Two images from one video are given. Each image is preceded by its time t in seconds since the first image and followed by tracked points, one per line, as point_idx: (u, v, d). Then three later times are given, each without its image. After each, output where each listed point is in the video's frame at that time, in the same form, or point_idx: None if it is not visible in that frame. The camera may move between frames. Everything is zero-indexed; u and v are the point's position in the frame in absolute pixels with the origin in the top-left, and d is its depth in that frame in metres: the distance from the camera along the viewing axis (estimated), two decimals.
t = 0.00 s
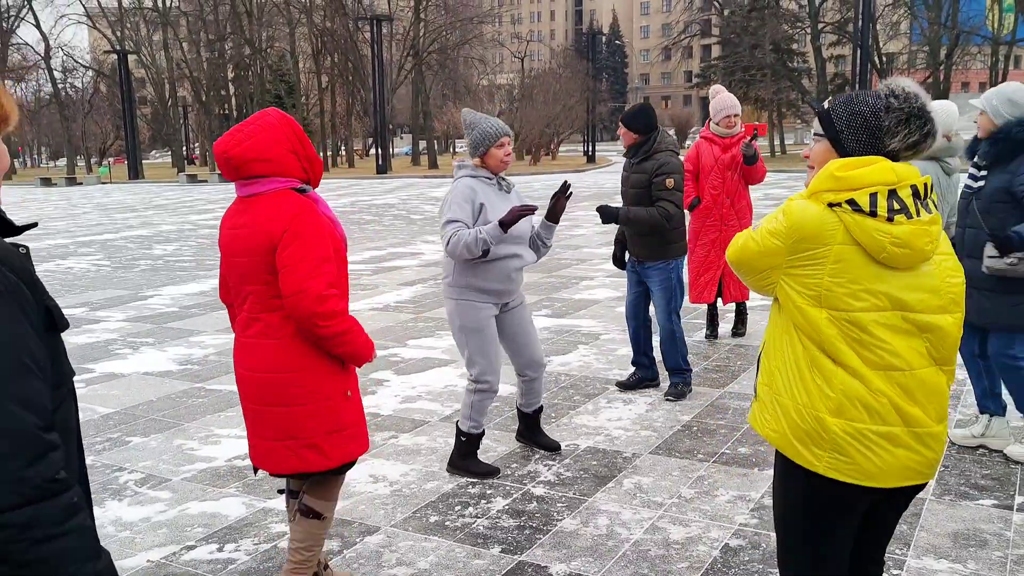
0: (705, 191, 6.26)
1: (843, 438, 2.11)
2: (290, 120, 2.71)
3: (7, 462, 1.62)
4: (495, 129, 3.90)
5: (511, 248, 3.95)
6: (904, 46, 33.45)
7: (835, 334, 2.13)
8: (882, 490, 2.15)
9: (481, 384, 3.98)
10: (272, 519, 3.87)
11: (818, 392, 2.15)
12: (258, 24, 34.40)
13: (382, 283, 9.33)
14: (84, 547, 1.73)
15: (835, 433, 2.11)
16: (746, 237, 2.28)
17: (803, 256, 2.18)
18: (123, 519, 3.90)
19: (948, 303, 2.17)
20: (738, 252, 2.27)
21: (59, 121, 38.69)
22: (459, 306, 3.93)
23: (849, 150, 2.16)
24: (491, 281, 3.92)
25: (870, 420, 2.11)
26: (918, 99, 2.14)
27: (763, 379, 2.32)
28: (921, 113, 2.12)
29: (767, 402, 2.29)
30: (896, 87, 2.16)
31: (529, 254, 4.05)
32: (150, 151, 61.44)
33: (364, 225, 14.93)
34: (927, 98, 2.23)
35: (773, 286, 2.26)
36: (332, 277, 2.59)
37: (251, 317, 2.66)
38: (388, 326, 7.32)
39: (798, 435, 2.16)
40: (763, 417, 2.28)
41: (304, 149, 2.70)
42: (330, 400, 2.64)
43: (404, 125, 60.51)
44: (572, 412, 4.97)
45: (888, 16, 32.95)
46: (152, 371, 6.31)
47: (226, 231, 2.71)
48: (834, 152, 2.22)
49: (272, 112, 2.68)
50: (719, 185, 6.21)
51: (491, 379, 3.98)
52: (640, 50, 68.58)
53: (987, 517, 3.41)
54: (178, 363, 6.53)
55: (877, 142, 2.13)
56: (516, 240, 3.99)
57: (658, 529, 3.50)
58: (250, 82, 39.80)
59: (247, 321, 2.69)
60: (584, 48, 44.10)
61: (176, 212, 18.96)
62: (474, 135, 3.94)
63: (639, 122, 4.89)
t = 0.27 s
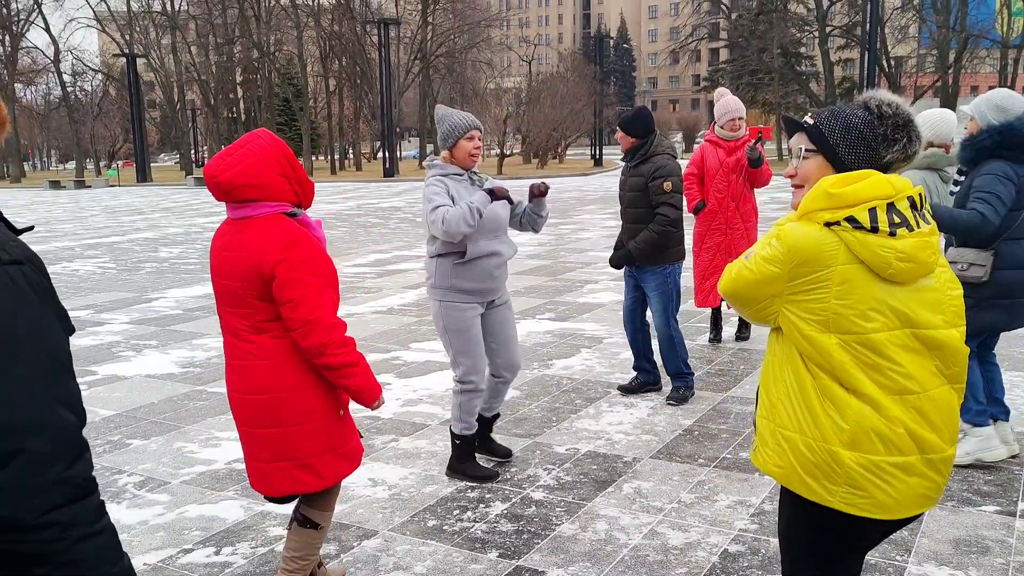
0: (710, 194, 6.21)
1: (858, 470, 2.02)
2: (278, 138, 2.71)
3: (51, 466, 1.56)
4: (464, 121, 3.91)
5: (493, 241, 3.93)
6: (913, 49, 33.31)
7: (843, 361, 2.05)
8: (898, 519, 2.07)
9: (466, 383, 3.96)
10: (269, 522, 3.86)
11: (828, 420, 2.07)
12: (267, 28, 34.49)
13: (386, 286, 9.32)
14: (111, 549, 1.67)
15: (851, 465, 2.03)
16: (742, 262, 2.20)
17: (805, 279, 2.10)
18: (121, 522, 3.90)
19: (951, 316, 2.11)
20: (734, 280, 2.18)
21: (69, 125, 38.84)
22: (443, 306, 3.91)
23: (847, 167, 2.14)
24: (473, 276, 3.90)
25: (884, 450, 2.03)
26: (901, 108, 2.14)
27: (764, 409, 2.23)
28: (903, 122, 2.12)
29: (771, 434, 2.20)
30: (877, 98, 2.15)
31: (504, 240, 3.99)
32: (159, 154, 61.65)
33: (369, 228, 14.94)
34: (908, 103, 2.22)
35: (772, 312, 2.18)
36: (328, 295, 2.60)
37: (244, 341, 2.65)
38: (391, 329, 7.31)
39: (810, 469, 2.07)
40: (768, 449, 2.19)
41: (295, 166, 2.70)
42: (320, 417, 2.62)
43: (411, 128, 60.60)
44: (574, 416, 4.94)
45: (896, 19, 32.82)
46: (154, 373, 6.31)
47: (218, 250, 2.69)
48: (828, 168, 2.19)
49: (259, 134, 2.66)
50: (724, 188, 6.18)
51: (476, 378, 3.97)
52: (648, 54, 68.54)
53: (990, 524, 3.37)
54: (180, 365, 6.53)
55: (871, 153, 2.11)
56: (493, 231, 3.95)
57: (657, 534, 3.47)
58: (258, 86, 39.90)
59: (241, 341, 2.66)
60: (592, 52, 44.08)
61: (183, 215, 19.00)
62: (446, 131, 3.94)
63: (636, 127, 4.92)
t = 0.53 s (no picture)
0: (714, 197, 6.20)
1: (867, 477, 2.01)
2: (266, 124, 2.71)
3: (88, 469, 1.50)
4: (444, 133, 3.92)
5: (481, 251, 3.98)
6: (919, 52, 33.25)
7: (854, 367, 2.03)
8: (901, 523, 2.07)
9: (472, 392, 3.99)
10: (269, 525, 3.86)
11: (838, 426, 2.04)
12: (272, 30, 34.57)
13: (388, 289, 9.32)
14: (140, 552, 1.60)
15: (861, 473, 2.00)
16: (743, 265, 2.15)
17: (813, 285, 2.07)
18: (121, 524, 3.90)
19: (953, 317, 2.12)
20: (737, 282, 2.13)
21: (75, 127, 38.95)
22: (437, 320, 3.95)
23: (848, 164, 2.13)
24: (467, 288, 3.95)
25: (893, 457, 2.02)
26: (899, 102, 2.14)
27: (766, 413, 2.20)
28: (902, 116, 2.12)
29: (774, 439, 2.16)
30: (874, 92, 2.15)
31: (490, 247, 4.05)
32: (164, 155, 61.78)
33: (373, 230, 14.94)
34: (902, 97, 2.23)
35: (776, 317, 2.14)
36: (308, 287, 2.59)
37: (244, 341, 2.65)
38: (392, 332, 7.30)
39: (818, 477, 2.05)
40: (771, 456, 2.15)
41: (281, 153, 2.71)
42: (307, 416, 2.64)
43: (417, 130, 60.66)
44: (575, 420, 4.93)
45: (902, 22, 32.77)
46: (156, 375, 6.32)
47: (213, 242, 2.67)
48: (829, 167, 2.17)
49: (251, 119, 2.67)
50: (727, 190, 6.17)
51: (484, 385, 4.00)
52: (654, 56, 68.56)
53: (991, 529, 3.35)
54: (183, 367, 6.53)
55: (873, 147, 2.10)
56: (479, 244, 3.99)
57: (657, 538, 3.46)
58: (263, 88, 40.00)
59: (239, 340, 2.65)
60: (597, 54, 44.08)
61: (187, 217, 19.02)
62: (424, 145, 3.97)
63: (639, 127, 4.88)
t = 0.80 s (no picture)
0: (719, 199, 6.21)
1: (878, 490, 2.02)
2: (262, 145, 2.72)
3: (114, 463, 1.52)
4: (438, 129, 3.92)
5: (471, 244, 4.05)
6: (923, 54, 33.23)
7: (866, 382, 2.03)
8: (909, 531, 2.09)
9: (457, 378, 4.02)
10: (271, 525, 3.87)
11: (850, 441, 2.04)
12: (276, 32, 34.62)
13: (391, 290, 9.32)
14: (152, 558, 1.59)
15: (873, 487, 2.02)
16: (755, 280, 2.12)
17: (825, 299, 2.06)
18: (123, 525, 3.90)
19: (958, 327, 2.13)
20: (748, 299, 2.11)
21: (79, 128, 39.02)
22: (428, 309, 3.99)
23: (854, 174, 2.12)
24: (460, 280, 4.04)
25: (904, 471, 2.03)
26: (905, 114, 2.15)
27: (774, 426, 2.18)
28: (909, 126, 2.13)
29: (782, 453, 2.15)
30: (878, 106, 2.15)
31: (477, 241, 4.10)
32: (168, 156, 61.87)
33: (376, 232, 14.95)
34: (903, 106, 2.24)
35: (787, 332, 2.12)
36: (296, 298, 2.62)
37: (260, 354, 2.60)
38: (395, 333, 7.31)
39: (829, 490, 2.05)
40: (780, 467, 2.15)
41: (279, 180, 2.72)
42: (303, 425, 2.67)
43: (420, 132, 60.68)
44: (577, 422, 4.93)
45: (907, 24, 32.76)
46: (159, 376, 6.33)
47: (215, 269, 2.67)
48: (838, 180, 2.15)
49: (243, 143, 2.67)
50: (731, 193, 6.17)
51: (468, 373, 4.03)
52: (658, 58, 68.47)
53: (992, 531, 3.35)
54: (185, 368, 6.54)
55: (878, 162, 2.11)
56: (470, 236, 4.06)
57: (658, 540, 3.47)
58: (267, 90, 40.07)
59: (248, 347, 2.66)
60: (601, 55, 44.08)
61: (191, 218, 19.05)
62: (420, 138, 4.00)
63: (655, 129, 4.91)
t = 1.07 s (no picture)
0: (720, 198, 6.23)
1: (887, 459, 2.04)
2: (270, 134, 2.76)
3: (124, 450, 1.55)
4: (427, 131, 3.92)
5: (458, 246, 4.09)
6: (924, 53, 33.26)
7: (877, 355, 2.05)
8: (918, 506, 2.10)
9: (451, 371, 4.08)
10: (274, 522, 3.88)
11: (861, 411, 2.06)
12: (277, 31, 34.63)
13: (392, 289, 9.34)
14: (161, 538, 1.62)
15: (883, 457, 2.03)
16: (772, 249, 2.15)
17: (839, 273, 2.08)
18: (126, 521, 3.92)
19: (972, 311, 2.15)
20: (762, 269, 2.14)
21: (80, 127, 39.05)
22: (419, 307, 4.04)
23: (881, 155, 2.13)
24: (449, 280, 4.10)
25: (914, 441, 2.05)
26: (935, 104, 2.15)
27: (789, 397, 2.20)
28: (938, 114, 2.14)
29: (795, 423, 2.17)
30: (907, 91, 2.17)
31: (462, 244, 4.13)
32: (169, 156, 61.88)
33: (377, 231, 14.95)
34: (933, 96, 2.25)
35: (802, 305, 2.15)
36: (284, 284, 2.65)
37: (252, 354, 2.60)
38: (396, 332, 7.32)
39: (839, 458, 2.07)
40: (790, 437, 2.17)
41: (269, 163, 2.72)
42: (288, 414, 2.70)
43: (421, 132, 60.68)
44: (579, 419, 4.95)
45: (908, 23, 32.79)
46: (162, 374, 6.35)
47: (224, 244, 2.71)
48: (865, 159, 2.16)
49: (242, 128, 2.71)
50: (734, 192, 6.19)
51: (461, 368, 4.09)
52: (658, 57, 68.48)
53: (992, 528, 3.37)
54: (187, 366, 6.56)
55: (906, 147, 2.12)
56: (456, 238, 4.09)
57: (660, 536, 3.48)
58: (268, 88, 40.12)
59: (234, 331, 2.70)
60: (602, 54, 44.12)
61: (192, 217, 19.07)
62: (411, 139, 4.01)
63: (666, 125, 4.91)
